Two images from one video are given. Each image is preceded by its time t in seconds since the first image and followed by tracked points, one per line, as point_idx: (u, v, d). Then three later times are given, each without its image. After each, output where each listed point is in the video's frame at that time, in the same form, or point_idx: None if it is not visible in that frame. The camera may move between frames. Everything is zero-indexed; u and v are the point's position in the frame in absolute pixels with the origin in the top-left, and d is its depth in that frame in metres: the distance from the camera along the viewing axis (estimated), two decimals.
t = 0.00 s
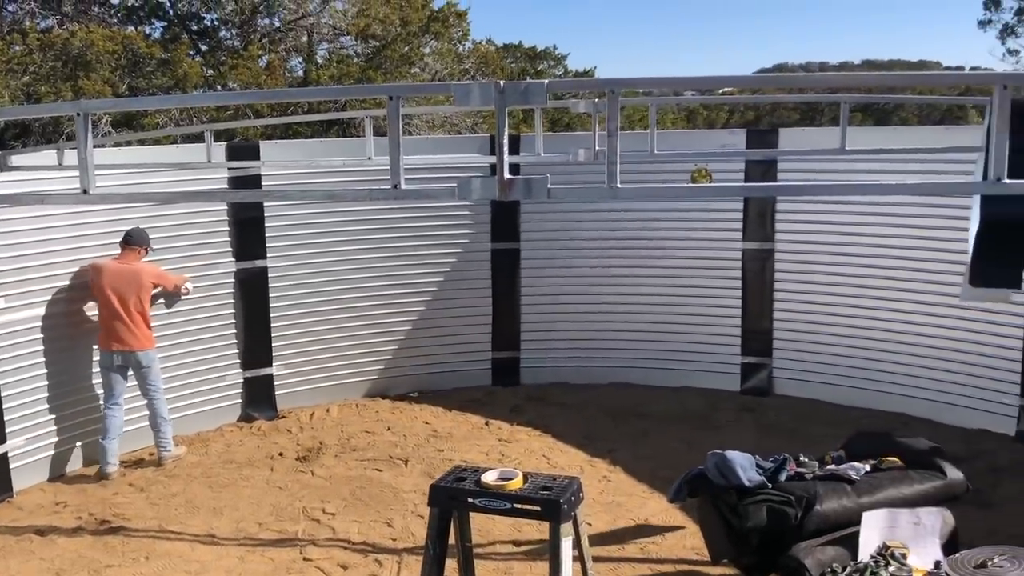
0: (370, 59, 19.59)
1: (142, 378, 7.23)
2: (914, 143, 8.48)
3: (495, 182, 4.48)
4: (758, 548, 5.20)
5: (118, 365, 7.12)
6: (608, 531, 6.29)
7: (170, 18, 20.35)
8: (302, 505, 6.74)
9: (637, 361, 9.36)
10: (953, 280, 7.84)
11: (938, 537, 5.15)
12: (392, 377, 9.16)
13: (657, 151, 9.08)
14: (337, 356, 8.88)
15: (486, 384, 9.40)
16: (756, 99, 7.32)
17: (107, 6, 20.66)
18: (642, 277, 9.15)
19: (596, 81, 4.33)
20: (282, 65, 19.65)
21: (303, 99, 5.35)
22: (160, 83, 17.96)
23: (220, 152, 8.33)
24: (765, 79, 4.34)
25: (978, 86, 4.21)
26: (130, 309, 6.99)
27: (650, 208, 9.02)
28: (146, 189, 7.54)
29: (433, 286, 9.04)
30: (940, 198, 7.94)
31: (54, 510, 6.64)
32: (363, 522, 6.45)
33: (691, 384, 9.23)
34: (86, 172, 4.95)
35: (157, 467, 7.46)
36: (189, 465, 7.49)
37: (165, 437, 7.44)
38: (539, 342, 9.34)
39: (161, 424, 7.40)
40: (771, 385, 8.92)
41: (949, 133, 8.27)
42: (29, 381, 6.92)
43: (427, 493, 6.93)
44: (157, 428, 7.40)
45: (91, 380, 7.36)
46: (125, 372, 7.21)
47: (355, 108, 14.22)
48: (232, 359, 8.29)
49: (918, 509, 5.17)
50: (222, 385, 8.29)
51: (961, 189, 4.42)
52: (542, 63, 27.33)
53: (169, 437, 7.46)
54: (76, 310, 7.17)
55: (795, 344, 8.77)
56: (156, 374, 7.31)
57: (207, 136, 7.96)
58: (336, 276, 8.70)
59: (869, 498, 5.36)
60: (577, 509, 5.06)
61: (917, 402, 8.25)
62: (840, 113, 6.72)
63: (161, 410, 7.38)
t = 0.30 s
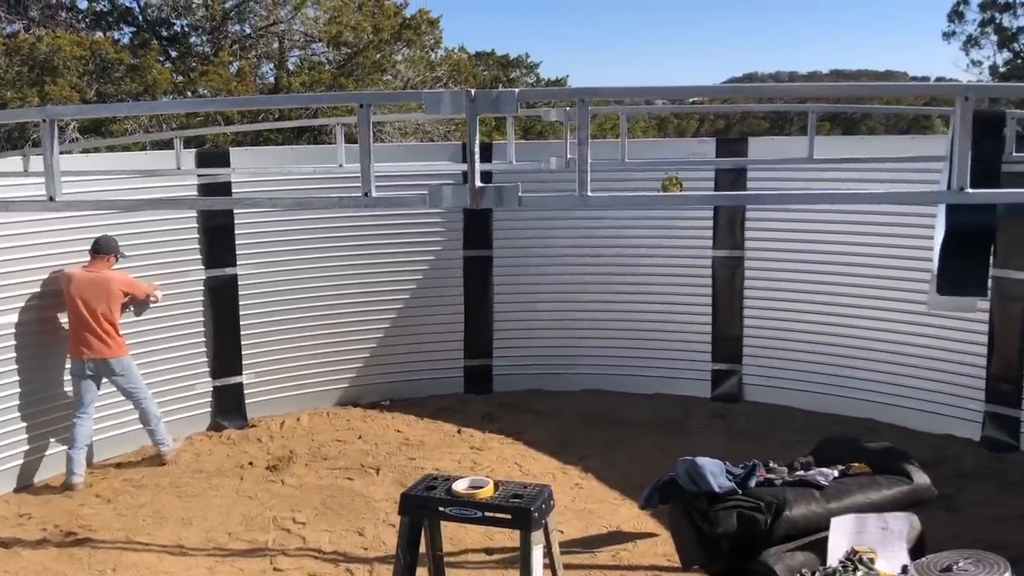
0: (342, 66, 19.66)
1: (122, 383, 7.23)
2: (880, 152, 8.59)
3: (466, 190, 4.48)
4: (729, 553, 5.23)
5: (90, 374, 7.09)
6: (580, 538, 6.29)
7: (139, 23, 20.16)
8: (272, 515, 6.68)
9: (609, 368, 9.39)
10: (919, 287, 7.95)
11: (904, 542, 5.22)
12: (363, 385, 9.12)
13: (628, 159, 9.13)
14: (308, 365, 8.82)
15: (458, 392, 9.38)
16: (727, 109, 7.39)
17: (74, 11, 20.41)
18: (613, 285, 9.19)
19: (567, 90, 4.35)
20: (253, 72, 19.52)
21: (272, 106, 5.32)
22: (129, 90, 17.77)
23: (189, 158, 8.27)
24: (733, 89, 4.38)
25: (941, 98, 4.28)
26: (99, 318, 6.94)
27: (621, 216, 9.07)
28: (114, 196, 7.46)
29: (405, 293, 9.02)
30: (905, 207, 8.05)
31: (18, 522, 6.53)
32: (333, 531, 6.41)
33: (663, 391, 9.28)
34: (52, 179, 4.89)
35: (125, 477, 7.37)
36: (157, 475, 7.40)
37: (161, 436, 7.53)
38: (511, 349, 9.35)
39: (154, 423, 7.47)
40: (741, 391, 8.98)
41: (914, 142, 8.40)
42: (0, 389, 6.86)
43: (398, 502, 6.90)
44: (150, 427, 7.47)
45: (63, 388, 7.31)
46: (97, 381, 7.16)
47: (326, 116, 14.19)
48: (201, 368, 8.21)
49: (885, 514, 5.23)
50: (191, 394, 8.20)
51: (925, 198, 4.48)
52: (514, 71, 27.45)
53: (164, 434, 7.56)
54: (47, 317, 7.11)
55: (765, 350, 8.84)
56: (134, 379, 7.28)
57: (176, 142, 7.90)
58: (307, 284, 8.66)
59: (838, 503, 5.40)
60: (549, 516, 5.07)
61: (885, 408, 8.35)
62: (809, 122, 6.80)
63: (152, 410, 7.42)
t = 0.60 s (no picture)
0: (314, 74, 19.66)
1: (121, 391, 7.33)
2: (847, 162, 8.71)
3: (438, 199, 4.47)
4: (701, 560, 5.23)
5: (88, 379, 7.13)
6: (552, 546, 6.29)
7: (108, 29, 19.98)
8: (243, 525, 6.62)
9: (581, 376, 9.41)
10: (887, 295, 8.04)
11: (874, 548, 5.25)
12: (335, 394, 9.07)
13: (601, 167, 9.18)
14: (279, 374, 8.76)
15: (431, 401, 9.35)
16: (698, 119, 7.45)
17: (41, 16, 20.18)
18: (586, 293, 9.22)
19: (539, 99, 4.36)
20: (225, 79, 19.41)
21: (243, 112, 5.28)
22: (98, 96, 17.62)
23: (158, 166, 8.19)
24: (703, 99, 4.41)
25: (906, 109, 4.34)
26: (103, 320, 7.06)
27: (594, 224, 9.10)
28: (81, 204, 7.36)
29: (378, 302, 8.98)
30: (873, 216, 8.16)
31: None
32: (305, 541, 6.36)
33: (635, 398, 9.31)
34: (17, 186, 4.83)
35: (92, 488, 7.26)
36: (125, 486, 7.29)
37: (158, 442, 7.62)
38: (485, 357, 9.34)
39: (151, 429, 7.56)
40: (712, 399, 9.04)
41: (881, 152, 8.52)
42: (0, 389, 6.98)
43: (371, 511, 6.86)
44: (148, 433, 7.57)
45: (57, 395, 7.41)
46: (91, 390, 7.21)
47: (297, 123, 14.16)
48: (171, 377, 8.12)
49: (855, 519, 5.25)
50: (161, 404, 8.10)
51: (891, 208, 4.54)
52: (488, 80, 27.56)
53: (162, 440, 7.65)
54: (50, 326, 7.26)
55: (736, 358, 8.90)
56: (134, 386, 7.40)
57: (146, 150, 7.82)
58: (278, 292, 8.60)
59: (808, 509, 5.45)
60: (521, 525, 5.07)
61: (854, 414, 8.43)
62: (779, 132, 6.87)
63: (148, 417, 7.51)
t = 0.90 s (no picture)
0: (289, 81, 19.64)
1: (107, 393, 7.33)
2: (820, 170, 8.80)
3: (413, 207, 4.47)
4: (678, 567, 5.24)
5: (77, 376, 7.17)
6: (529, 554, 6.29)
7: (80, 35, 19.81)
8: (217, 535, 6.56)
9: (558, 384, 9.43)
10: (859, 302, 8.13)
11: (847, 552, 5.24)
12: (311, 402, 9.02)
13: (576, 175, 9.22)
14: (254, 383, 8.70)
15: (407, 409, 9.33)
16: (673, 127, 7.50)
17: (12, 22, 19.99)
18: (562, 301, 9.25)
19: (514, 107, 4.36)
20: (199, 85, 19.31)
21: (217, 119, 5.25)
22: (70, 102, 17.50)
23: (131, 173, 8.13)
24: (677, 107, 4.44)
25: (876, 118, 4.40)
26: (100, 319, 7.11)
27: (570, 231, 9.13)
28: (52, 212, 7.28)
29: (354, 309, 8.95)
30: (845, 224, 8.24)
31: None
32: (280, 551, 6.31)
33: (611, 405, 9.34)
34: None
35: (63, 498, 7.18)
36: (96, 496, 7.21)
37: (132, 450, 7.55)
38: (461, 365, 9.32)
39: (127, 437, 7.50)
40: (688, 405, 9.08)
41: (853, 161, 8.62)
42: None
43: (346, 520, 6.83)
44: (124, 441, 7.49)
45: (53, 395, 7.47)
46: (83, 388, 7.25)
47: (272, 130, 14.14)
48: (144, 386, 8.05)
49: (828, 524, 5.24)
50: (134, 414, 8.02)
51: (862, 215, 4.60)
52: (464, 87, 27.66)
53: (135, 448, 7.57)
54: (44, 332, 7.34)
55: (711, 365, 8.95)
56: (121, 390, 7.41)
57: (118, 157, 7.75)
58: (253, 300, 8.55)
59: (782, 515, 5.49)
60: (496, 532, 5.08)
61: (828, 420, 8.51)
62: (752, 140, 6.93)
63: (127, 424, 7.47)
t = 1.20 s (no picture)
0: (265, 86, 19.59)
1: (80, 398, 7.24)
2: (794, 176, 8.88)
3: (389, 212, 4.47)
4: (653, 571, 5.24)
5: (54, 385, 7.08)
6: (505, 560, 6.28)
7: (53, 39, 19.62)
8: (191, 543, 6.51)
9: (535, 389, 9.44)
10: (832, 307, 8.21)
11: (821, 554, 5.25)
12: (286, 409, 8.97)
13: (553, 181, 9.25)
14: (228, 389, 8.64)
15: (384, 415, 9.30)
16: (649, 133, 7.54)
17: None
18: (539, 306, 9.27)
19: (490, 113, 4.36)
20: (174, 90, 19.18)
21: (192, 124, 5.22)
22: (42, 106, 17.32)
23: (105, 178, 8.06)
24: (652, 114, 4.46)
25: (847, 125, 4.46)
26: (70, 327, 7.04)
27: (547, 237, 9.15)
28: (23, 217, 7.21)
29: (330, 315, 8.92)
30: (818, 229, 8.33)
31: None
32: (255, 559, 6.27)
33: (588, 410, 9.36)
34: None
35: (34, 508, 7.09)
36: (68, 505, 7.13)
37: (105, 458, 7.46)
38: (438, 371, 9.31)
39: (99, 445, 7.41)
40: (664, 410, 9.13)
41: (826, 167, 8.71)
42: None
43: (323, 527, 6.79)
44: (96, 449, 7.41)
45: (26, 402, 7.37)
46: (59, 394, 7.17)
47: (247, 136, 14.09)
48: (117, 393, 7.97)
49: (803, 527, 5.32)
50: (107, 421, 7.94)
51: (834, 221, 4.64)
52: (441, 93, 27.76)
53: (108, 457, 7.48)
54: (11, 339, 7.21)
55: (687, 370, 9.00)
56: (94, 396, 7.32)
57: (92, 162, 7.69)
58: (229, 307, 8.50)
59: (757, 518, 5.56)
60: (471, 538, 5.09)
61: (802, 424, 8.58)
62: (727, 147, 6.99)
63: (99, 432, 7.39)
